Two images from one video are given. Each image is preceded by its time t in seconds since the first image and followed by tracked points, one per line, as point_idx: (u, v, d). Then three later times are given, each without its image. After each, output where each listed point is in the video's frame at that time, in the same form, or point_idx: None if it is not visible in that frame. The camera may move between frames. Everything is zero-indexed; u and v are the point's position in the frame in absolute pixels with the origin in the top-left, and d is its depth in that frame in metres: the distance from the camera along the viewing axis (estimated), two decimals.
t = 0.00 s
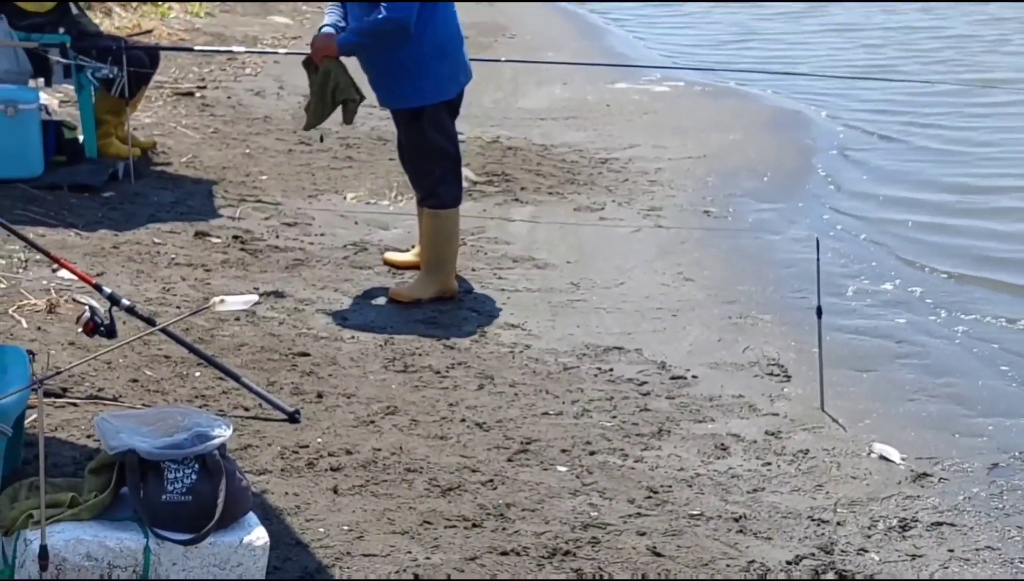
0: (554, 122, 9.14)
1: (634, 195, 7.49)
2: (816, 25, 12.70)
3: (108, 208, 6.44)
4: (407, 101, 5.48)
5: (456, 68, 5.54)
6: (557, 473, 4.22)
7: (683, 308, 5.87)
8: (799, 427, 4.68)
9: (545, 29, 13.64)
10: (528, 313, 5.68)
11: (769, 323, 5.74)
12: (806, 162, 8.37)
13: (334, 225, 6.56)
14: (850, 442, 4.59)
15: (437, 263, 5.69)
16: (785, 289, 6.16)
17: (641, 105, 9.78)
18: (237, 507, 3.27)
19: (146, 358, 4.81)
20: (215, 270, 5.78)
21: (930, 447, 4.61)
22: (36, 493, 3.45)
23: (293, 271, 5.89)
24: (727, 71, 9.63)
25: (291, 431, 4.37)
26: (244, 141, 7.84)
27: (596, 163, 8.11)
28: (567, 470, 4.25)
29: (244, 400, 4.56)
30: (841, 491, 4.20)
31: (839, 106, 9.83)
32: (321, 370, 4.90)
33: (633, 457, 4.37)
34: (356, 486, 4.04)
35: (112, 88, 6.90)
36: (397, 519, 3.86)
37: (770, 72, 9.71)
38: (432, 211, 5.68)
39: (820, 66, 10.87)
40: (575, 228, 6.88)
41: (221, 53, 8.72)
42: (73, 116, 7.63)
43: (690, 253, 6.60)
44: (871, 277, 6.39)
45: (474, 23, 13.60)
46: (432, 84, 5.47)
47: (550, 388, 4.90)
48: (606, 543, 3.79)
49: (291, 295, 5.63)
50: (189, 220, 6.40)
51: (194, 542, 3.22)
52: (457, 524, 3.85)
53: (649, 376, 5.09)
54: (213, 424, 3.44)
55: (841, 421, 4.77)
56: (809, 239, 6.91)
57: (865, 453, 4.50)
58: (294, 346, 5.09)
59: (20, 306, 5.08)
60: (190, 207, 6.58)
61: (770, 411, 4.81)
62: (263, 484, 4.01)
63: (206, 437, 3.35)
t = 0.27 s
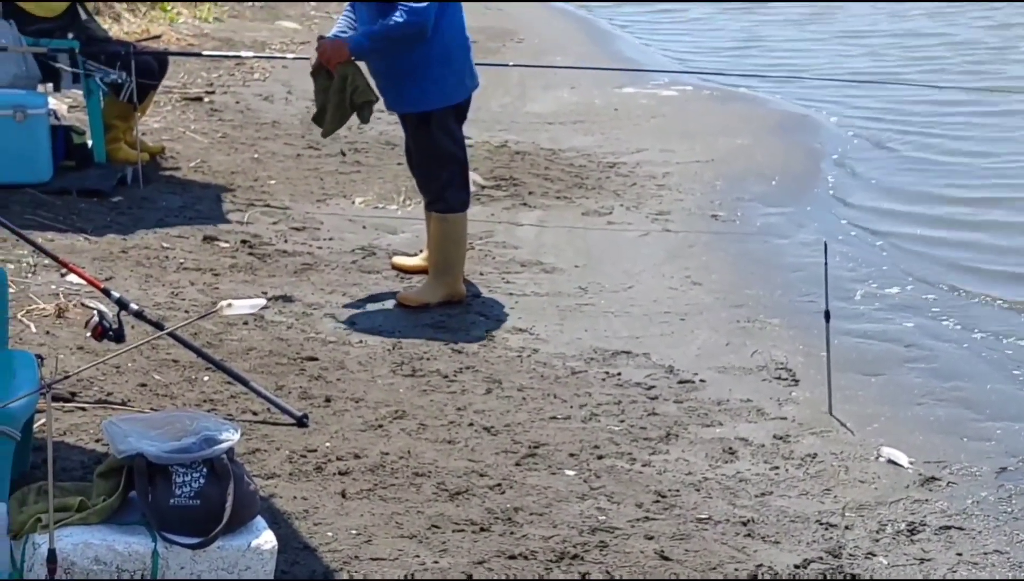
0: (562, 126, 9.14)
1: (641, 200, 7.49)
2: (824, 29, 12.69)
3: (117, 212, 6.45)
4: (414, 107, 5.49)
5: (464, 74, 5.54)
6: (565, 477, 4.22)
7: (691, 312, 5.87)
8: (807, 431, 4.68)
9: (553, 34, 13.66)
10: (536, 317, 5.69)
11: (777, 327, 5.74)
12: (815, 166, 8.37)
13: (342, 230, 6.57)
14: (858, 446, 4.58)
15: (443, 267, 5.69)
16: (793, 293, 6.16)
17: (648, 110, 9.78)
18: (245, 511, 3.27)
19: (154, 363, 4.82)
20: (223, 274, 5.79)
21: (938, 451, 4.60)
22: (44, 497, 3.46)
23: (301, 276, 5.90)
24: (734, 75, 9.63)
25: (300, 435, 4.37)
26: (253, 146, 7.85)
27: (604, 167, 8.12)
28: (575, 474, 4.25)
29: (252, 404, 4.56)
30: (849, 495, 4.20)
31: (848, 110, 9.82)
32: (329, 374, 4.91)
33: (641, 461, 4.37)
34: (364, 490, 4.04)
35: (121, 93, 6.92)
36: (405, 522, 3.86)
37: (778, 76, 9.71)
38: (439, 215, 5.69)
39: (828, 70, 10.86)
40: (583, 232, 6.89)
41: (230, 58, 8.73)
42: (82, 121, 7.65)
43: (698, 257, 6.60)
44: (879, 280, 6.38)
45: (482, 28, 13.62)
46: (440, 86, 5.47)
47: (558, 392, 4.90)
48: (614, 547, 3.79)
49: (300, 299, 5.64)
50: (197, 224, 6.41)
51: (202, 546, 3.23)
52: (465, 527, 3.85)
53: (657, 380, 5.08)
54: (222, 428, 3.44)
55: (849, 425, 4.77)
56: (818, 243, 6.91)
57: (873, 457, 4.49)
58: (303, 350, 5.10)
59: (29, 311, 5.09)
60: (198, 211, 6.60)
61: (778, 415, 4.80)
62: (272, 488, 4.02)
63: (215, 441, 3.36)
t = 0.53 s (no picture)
0: (577, 130, 9.14)
1: (657, 203, 7.48)
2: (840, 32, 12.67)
3: (133, 216, 6.47)
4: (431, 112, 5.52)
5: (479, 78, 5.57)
6: (580, 481, 4.22)
7: (706, 315, 5.86)
8: (824, 435, 4.67)
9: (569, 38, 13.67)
10: (552, 320, 5.68)
11: (793, 330, 5.73)
12: (831, 169, 8.35)
13: (358, 233, 6.58)
14: (874, 450, 4.57)
15: (459, 272, 5.69)
16: (809, 296, 6.15)
17: (664, 113, 9.77)
18: (261, 515, 3.28)
19: (171, 366, 4.83)
20: (240, 278, 5.80)
21: (955, 455, 4.59)
22: (61, 500, 3.47)
23: (317, 279, 5.91)
24: (750, 78, 9.62)
25: (315, 438, 4.38)
26: (269, 150, 7.87)
27: (620, 170, 8.11)
28: (590, 477, 4.24)
29: (268, 407, 4.57)
30: (866, 498, 4.18)
31: (864, 112, 9.80)
32: (345, 378, 4.91)
33: (656, 464, 4.36)
34: (379, 493, 4.05)
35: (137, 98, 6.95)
36: (421, 526, 3.86)
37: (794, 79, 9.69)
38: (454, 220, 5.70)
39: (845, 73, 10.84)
40: (599, 235, 6.88)
41: (246, 63, 8.76)
42: (99, 126, 7.68)
43: (713, 261, 6.59)
44: (896, 283, 6.37)
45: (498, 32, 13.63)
46: (452, 92, 5.49)
47: (574, 395, 4.90)
48: (629, 551, 3.78)
49: (316, 303, 5.64)
50: (213, 228, 6.43)
51: (218, 549, 3.24)
52: (480, 531, 3.85)
53: (673, 384, 5.08)
54: (237, 431, 3.45)
55: (865, 428, 4.75)
56: (834, 246, 6.89)
57: (889, 460, 4.48)
58: (318, 353, 5.11)
59: (46, 314, 5.11)
60: (215, 215, 6.61)
61: (794, 419, 4.79)
62: (288, 491, 4.02)
63: (231, 444, 3.36)
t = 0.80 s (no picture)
0: (595, 134, 9.14)
1: (675, 207, 7.47)
2: (858, 36, 12.64)
3: (152, 221, 6.50)
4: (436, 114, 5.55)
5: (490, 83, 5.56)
6: (598, 486, 4.21)
7: (724, 319, 5.85)
8: (842, 440, 4.65)
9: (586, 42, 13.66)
10: (569, 325, 5.68)
11: (812, 335, 5.71)
12: (849, 173, 8.32)
13: (376, 238, 6.59)
14: (893, 454, 4.55)
15: (477, 277, 5.69)
16: (827, 301, 6.13)
17: (682, 117, 9.76)
18: (279, 520, 3.28)
19: (189, 370, 4.85)
20: (258, 282, 5.81)
21: (975, 460, 4.56)
22: (80, 504, 3.48)
23: (335, 284, 5.91)
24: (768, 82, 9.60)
25: (333, 443, 4.38)
26: (287, 154, 7.89)
27: (637, 174, 8.11)
28: (608, 482, 4.24)
29: (286, 412, 4.58)
30: (885, 503, 4.17)
31: (883, 116, 9.77)
32: (362, 382, 4.91)
33: (674, 469, 4.35)
34: (397, 498, 4.05)
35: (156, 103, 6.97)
36: (438, 531, 3.86)
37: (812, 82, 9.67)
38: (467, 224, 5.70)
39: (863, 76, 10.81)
40: (616, 240, 6.88)
41: (264, 68, 8.78)
42: (118, 130, 7.71)
43: (731, 265, 6.58)
44: (915, 288, 6.34)
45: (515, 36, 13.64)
46: (455, 96, 5.51)
47: (592, 400, 4.89)
48: (648, 556, 3.77)
49: (334, 307, 5.65)
50: (231, 233, 6.45)
51: (237, 554, 3.24)
52: (498, 536, 3.85)
53: (691, 388, 5.07)
54: (256, 436, 3.46)
55: (884, 433, 4.74)
56: (852, 250, 6.87)
57: (908, 465, 4.46)
58: (336, 358, 5.11)
59: (65, 319, 5.13)
60: (233, 220, 6.63)
61: (813, 424, 4.78)
62: (306, 495, 4.03)
63: (249, 449, 3.37)
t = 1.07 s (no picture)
0: (601, 138, 9.14)
1: (682, 211, 7.47)
2: (865, 39, 12.63)
3: (160, 226, 6.51)
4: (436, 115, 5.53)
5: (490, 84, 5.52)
6: (605, 489, 4.21)
7: (731, 323, 5.84)
8: (850, 443, 4.64)
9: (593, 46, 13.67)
10: (576, 329, 5.68)
11: (819, 339, 5.70)
12: (856, 176, 8.32)
13: (383, 242, 6.59)
14: (901, 458, 4.54)
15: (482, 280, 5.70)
16: (835, 305, 6.12)
17: (689, 121, 9.76)
18: (286, 524, 3.29)
19: (196, 375, 4.85)
20: (265, 287, 5.82)
21: (982, 464, 4.56)
22: (88, 508, 3.49)
23: (342, 288, 5.92)
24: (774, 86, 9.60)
25: (340, 447, 4.39)
26: (294, 159, 7.90)
27: (644, 178, 8.11)
28: (615, 486, 4.24)
29: (293, 416, 4.58)
30: (892, 507, 4.16)
31: (890, 119, 9.76)
32: (369, 386, 4.91)
33: (682, 473, 4.35)
34: (405, 502, 4.05)
35: (163, 107, 6.99)
36: (446, 535, 3.86)
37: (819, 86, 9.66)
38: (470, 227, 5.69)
39: (870, 80, 10.80)
40: (622, 243, 6.87)
41: (271, 72, 8.79)
42: (125, 135, 7.72)
43: (738, 269, 6.57)
44: (922, 291, 6.34)
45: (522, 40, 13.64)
46: (457, 97, 5.48)
47: (598, 404, 4.89)
48: (655, 560, 3.77)
49: (341, 311, 5.66)
50: (239, 237, 6.45)
51: (244, 558, 3.25)
52: (505, 540, 3.85)
53: (698, 392, 5.06)
54: (263, 439, 3.46)
55: (892, 437, 4.73)
56: (860, 254, 6.86)
57: (915, 469, 4.45)
58: (343, 362, 5.12)
59: (73, 323, 5.14)
60: (240, 224, 6.64)
61: (820, 427, 4.77)
62: (313, 499, 4.03)
63: (256, 452, 3.37)
